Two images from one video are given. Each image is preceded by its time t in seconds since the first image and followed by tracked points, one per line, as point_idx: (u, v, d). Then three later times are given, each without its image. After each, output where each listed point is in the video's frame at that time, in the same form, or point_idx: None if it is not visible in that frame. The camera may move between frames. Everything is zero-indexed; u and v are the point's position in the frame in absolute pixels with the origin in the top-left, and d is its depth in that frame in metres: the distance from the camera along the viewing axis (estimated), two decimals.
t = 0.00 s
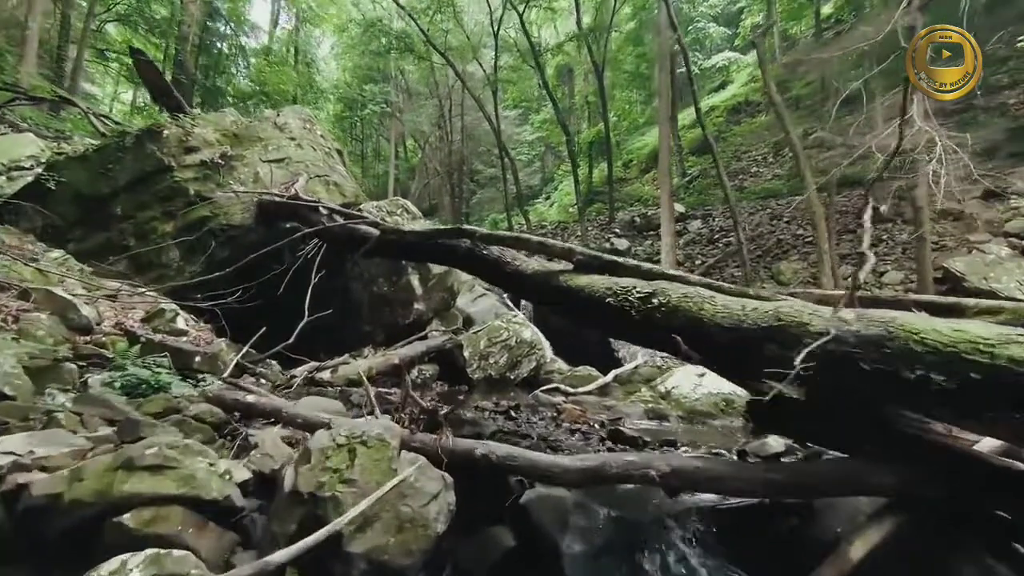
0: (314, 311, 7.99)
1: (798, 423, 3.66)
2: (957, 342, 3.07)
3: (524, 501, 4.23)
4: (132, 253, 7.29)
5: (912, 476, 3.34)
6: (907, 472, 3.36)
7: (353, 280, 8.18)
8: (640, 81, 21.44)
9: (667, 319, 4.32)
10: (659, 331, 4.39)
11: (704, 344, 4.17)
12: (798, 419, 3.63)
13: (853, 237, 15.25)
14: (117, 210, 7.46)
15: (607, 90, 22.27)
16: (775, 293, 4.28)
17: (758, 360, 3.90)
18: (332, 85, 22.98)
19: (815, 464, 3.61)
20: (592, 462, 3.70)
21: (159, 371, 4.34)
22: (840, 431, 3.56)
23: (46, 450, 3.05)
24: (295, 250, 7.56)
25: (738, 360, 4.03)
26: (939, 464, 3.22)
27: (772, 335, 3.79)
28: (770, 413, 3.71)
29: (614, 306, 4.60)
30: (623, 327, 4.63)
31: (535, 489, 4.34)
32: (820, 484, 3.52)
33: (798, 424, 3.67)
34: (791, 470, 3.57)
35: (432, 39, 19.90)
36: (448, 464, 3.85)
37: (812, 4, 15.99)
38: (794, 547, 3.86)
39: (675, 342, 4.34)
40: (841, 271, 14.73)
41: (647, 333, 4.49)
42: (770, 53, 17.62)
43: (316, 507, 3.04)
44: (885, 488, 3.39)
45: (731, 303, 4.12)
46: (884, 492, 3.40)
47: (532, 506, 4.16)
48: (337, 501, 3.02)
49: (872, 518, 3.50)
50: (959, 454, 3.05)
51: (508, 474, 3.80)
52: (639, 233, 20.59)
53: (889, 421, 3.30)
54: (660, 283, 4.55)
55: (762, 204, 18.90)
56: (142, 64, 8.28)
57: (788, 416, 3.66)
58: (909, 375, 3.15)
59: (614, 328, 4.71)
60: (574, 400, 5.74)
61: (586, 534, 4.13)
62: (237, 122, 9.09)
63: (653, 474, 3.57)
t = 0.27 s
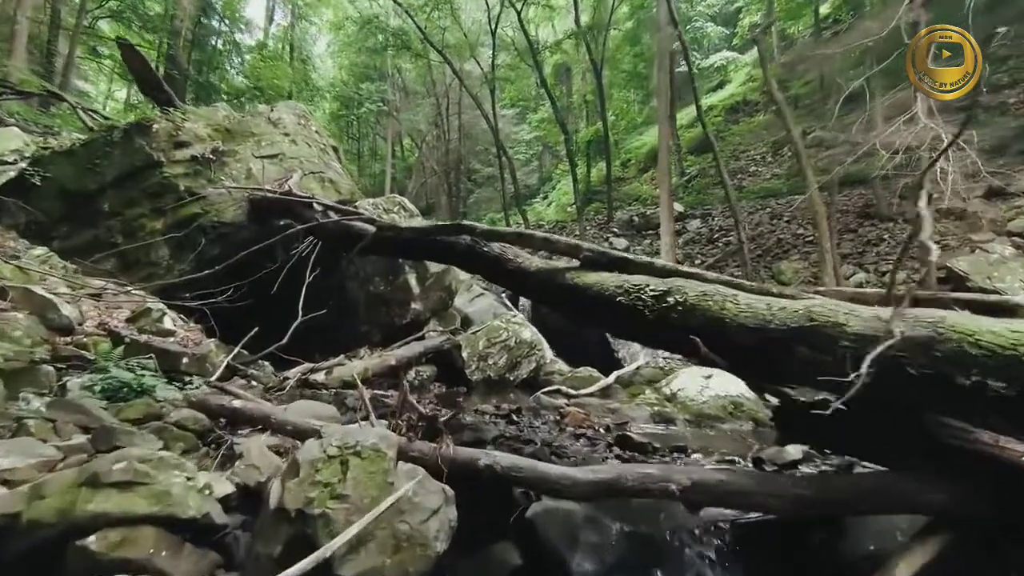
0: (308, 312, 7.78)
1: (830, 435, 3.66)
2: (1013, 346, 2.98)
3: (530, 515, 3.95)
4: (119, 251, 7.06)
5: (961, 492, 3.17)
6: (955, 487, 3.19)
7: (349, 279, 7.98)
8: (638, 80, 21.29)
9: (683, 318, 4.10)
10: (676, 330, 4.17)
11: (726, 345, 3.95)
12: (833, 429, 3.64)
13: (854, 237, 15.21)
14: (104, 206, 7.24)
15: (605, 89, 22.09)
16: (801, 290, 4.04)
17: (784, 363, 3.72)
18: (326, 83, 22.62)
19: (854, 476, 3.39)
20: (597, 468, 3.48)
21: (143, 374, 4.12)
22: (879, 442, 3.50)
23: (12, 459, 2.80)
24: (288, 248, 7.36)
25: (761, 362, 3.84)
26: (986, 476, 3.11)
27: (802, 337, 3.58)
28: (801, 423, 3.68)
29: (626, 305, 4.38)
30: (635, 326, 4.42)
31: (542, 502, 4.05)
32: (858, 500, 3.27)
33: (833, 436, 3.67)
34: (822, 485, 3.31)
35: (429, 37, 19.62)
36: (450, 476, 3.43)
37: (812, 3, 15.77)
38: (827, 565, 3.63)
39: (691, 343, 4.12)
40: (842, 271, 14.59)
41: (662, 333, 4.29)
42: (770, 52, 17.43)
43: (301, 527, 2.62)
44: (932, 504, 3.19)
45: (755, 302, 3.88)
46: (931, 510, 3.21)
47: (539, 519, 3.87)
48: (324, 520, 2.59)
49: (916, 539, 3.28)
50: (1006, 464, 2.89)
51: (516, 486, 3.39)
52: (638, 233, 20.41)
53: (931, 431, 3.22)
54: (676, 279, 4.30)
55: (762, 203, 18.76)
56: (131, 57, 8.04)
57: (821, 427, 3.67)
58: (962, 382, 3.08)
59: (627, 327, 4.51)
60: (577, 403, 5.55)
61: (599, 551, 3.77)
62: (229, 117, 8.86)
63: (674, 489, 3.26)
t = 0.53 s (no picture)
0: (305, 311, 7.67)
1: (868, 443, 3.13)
2: None
3: (534, 522, 3.43)
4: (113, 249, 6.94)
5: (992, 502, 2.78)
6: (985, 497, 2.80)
7: (346, 279, 7.89)
8: (638, 80, 21.20)
9: (694, 319, 3.86)
10: (684, 331, 3.94)
11: (739, 347, 3.71)
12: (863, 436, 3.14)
13: (855, 236, 15.08)
14: (97, 204, 7.13)
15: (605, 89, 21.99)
16: (821, 289, 3.81)
17: (802, 365, 3.38)
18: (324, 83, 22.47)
19: (877, 486, 3.02)
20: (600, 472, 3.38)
21: (134, 375, 4.02)
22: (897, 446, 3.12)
23: None
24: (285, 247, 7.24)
25: (777, 365, 3.54)
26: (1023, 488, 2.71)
27: (821, 337, 3.23)
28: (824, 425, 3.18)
29: (633, 305, 4.18)
30: (642, 327, 4.22)
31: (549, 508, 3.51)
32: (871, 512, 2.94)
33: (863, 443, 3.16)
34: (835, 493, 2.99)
35: (428, 35, 19.46)
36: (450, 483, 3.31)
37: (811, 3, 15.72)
38: None
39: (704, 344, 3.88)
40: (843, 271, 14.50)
41: (670, 333, 4.06)
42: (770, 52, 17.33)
43: (295, 541, 2.41)
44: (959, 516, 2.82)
45: (768, 301, 3.60)
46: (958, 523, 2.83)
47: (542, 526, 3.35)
48: (320, 534, 2.38)
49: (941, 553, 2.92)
50: None
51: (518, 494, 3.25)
52: (637, 233, 20.31)
53: (958, 435, 2.83)
54: (685, 279, 4.08)
55: (762, 203, 18.68)
56: (125, 53, 7.93)
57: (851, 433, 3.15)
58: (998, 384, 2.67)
59: (634, 327, 4.30)
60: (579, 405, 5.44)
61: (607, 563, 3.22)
62: (225, 114, 8.74)
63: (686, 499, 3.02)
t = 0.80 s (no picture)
0: (298, 311, 7.46)
1: (869, 443, 3.01)
2: None
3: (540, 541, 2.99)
4: (99, 247, 6.71)
5: None
6: None
7: (341, 277, 7.67)
8: (636, 79, 21.04)
9: (714, 319, 3.56)
10: (706, 331, 3.62)
11: (768, 349, 3.40)
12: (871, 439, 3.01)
13: (856, 235, 14.94)
14: (83, 200, 6.91)
15: (603, 88, 21.83)
16: (850, 287, 3.59)
17: (838, 369, 3.12)
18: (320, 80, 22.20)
19: (914, 503, 2.76)
20: (607, 480, 3.16)
21: (114, 379, 3.81)
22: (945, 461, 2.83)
23: None
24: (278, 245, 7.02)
25: (810, 368, 3.26)
26: None
27: (862, 339, 2.96)
28: (842, 430, 3.09)
29: (648, 304, 3.88)
30: (657, 327, 3.92)
31: (555, 525, 3.01)
32: (917, 531, 2.68)
33: (877, 447, 3.01)
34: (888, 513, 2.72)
35: (424, 32, 19.19)
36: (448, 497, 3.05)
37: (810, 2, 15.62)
38: None
39: (726, 347, 3.58)
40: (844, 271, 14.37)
41: (688, 334, 3.75)
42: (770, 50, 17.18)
43: (281, 562, 2.22)
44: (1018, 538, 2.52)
45: (800, 300, 3.32)
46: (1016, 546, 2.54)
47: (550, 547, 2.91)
48: (309, 555, 2.18)
49: None
50: None
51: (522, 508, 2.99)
52: (636, 232, 20.13)
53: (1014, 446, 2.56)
54: (704, 276, 3.79)
55: (761, 202, 18.55)
56: (113, 46, 7.70)
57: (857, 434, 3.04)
58: None
59: (648, 327, 4.00)
60: (583, 409, 5.27)
61: None
62: (215, 108, 8.50)
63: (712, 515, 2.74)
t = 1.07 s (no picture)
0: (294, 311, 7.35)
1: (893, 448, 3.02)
2: None
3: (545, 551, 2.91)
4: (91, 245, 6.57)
5: None
6: None
7: (338, 277, 7.56)
8: (635, 79, 20.96)
9: (726, 319, 3.45)
10: (719, 332, 3.50)
11: (784, 350, 3.28)
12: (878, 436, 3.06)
13: (856, 235, 14.89)
14: (75, 198, 6.79)
15: (602, 88, 21.74)
16: (865, 286, 3.50)
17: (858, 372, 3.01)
18: (318, 79, 22.08)
19: (939, 514, 2.68)
20: (611, 483, 3.05)
21: (102, 381, 3.71)
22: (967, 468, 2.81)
23: None
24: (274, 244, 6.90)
25: (829, 370, 3.14)
26: None
27: (886, 340, 2.84)
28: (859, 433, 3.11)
29: (657, 304, 3.76)
30: (667, 327, 3.79)
31: (558, 535, 2.96)
32: (943, 543, 2.59)
33: (885, 445, 3.05)
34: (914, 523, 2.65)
35: (423, 31, 19.06)
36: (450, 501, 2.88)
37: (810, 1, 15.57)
38: None
39: (739, 347, 3.46)
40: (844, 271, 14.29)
41: (700, 335, 3.62)
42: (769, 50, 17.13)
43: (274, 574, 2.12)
44: None
45: (819, 299, 3.20)
46: None
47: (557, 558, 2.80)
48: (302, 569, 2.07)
49: None
50: None
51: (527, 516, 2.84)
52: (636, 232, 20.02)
53: None
54: (715, 274, 3.67)
55: (761, 202, 18.47)
56: (106, 41, 7.57)
57: (865, 431, 3.08)
58: None
59: (656, 328, 3.86)
60: (585, 410, 5.16)
61: None
62: (211, 105, 8.38)
63: (729, 527, 2.65)
